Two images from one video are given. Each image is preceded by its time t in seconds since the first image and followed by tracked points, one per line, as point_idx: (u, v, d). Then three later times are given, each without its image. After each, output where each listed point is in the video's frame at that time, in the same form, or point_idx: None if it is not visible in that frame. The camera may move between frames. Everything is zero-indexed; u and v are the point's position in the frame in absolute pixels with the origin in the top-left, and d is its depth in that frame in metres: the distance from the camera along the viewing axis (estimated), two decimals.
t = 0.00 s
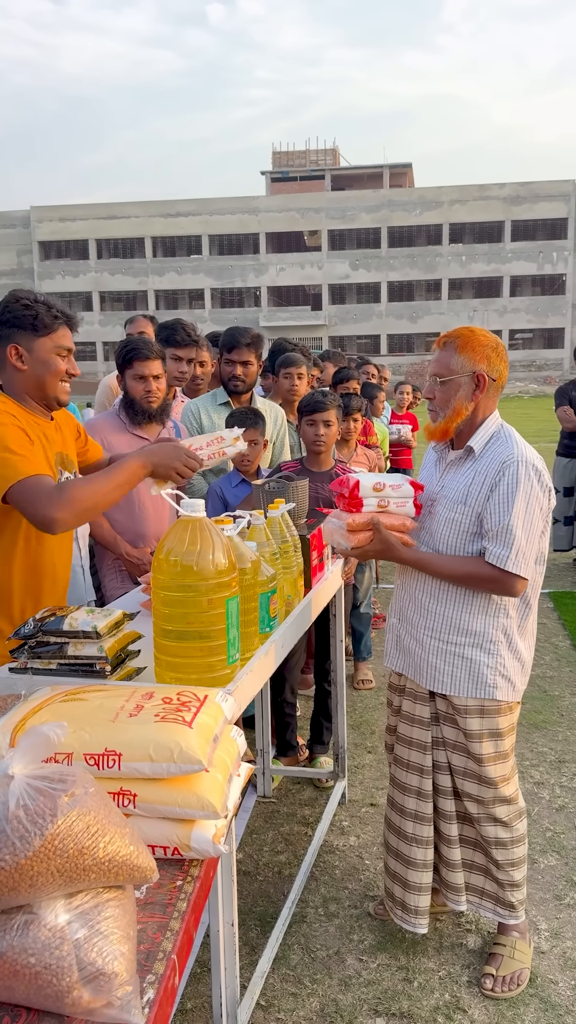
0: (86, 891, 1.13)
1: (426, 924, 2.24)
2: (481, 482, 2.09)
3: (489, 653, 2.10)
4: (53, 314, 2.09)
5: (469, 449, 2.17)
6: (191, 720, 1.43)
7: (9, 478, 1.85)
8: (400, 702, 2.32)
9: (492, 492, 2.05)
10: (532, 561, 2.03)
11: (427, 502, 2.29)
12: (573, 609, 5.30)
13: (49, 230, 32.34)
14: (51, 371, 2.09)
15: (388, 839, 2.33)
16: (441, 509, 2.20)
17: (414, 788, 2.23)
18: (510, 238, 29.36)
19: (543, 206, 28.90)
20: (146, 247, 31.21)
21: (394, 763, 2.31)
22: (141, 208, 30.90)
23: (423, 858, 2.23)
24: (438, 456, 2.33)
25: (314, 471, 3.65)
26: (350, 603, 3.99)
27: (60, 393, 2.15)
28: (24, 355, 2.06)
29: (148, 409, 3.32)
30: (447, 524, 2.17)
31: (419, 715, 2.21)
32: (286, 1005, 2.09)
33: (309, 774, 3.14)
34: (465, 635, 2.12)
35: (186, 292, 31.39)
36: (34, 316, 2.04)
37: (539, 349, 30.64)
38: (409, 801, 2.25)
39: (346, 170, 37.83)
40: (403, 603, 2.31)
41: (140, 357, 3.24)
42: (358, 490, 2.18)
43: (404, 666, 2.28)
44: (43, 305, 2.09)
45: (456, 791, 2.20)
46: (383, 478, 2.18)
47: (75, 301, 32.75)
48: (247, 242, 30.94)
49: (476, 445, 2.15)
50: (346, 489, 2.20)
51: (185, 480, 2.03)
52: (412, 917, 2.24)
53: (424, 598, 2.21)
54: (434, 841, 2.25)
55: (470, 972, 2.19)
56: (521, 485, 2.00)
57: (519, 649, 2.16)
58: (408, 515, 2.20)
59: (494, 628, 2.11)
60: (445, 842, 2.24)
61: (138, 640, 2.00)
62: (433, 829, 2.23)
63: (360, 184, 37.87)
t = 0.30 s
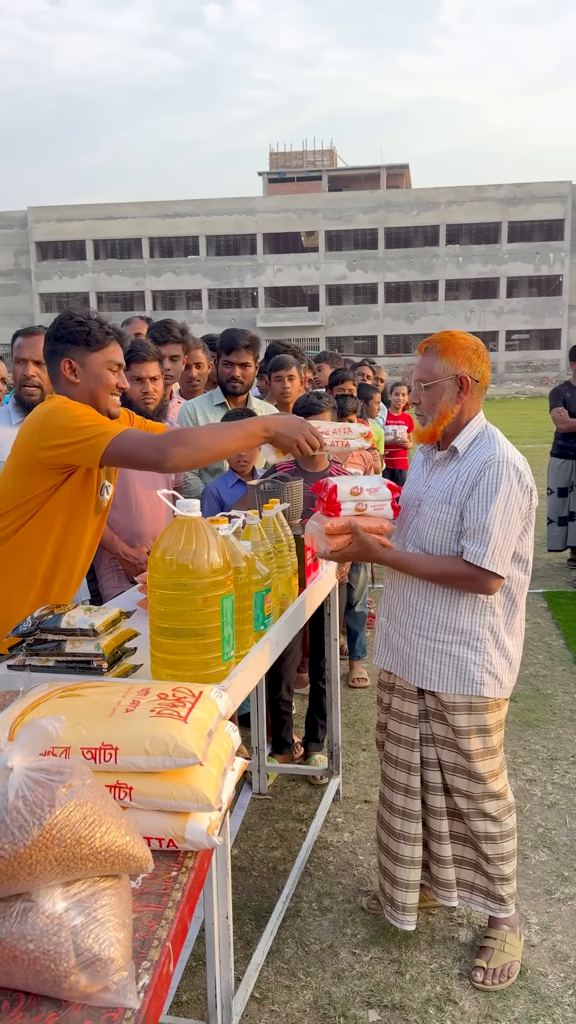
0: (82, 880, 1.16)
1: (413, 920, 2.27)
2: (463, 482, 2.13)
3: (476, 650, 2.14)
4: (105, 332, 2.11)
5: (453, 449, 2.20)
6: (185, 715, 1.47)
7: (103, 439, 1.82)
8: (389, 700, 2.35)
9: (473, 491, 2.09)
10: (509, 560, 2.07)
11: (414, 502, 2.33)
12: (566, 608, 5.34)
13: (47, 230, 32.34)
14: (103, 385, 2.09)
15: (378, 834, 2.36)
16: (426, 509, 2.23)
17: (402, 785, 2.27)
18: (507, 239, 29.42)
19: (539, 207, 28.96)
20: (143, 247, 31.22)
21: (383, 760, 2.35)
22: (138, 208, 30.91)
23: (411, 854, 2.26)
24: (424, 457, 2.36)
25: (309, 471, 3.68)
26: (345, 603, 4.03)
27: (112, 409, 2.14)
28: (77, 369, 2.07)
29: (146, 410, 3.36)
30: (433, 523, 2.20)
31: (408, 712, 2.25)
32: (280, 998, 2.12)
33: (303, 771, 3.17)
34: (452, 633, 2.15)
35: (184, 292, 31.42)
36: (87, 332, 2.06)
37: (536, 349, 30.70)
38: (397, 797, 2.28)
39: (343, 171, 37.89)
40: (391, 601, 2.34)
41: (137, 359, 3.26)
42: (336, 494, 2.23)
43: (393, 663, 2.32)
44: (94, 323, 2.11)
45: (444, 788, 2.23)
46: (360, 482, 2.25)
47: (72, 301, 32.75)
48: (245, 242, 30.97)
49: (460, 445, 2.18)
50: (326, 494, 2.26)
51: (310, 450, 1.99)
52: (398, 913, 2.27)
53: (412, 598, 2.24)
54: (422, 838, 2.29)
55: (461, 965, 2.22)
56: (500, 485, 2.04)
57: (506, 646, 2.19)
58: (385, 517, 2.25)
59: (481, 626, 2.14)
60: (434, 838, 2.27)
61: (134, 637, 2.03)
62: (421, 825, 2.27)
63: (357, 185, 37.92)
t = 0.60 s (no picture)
0: (85, 868, 1.20)
1: (404, 912, 2.31)
2: (449, 482, 2.17)
3: (466, 646, 2.18)
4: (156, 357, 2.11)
5: (437, 450, 2.25)
6: (184, 710, 1.51)
7: (150, 446, 1.84)
8: (381, 697, 2.39)
9: (458, 491, 2.14)
10: (497, 556, 2.11)
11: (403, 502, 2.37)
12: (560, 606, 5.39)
13: (43, 230, 32.34)
14: (144, 407, 2.10)
15: (371, 829, 2.40)
16: (413, 509, 2.28)
17: (394, 779, 2.31)
18: (503, 239, 29.48)
19: (535, 208, 29.02)
20: (139, 247, 31.23)
21: (375, 755, 2.39)
22: (135, 209, 30.92)
23: (402, 847, 2.31)
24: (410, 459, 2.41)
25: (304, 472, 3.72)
26: (341, 602, 4.07)
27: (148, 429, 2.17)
28: (122, 390, 2.08)
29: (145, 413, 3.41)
30: (420, 523, 2.25)
31: (400, 708, 2.29)
32: (277, 988, 2.16)
33: (299, 768, 3.21)
34: (442, 629, 2.20)
35: (180, 292, 31.45)
36: (135, 356, 2.06)
37: (532, 349, 30.77)
38: (389, 792, 2.33)
39: (340, 171, 37.96)
40: (382, 600, 2.39)
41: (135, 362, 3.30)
42: (331, 495, 2.23)
43: (385, 661, 2.36)
44: (145, 346, 2.11)
45: (435, 782, 2.28)
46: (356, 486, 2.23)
47: (69, 301, 32.76)
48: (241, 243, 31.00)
49: (444, 446, 2.23)
50: (322, 493, 2.25)
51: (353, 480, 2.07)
52: (391, 906, 2.31)
53: (402, 597, 2.28)
54: (413, 832, 2.33)
55: (454, 956, 2.27)
56: (485, 484, 2.08)
57: (495, 643, 2.23)
58: (380, 520, 2.26)
59: (470, 623, 2.19)
60: (425, 832, 2.31)
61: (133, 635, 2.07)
62: (412, 819, 2.31)
63: (353, 185, 37.98)
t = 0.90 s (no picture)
0: (89, 855, 1.24)
1: (401, 904, 2.35)
2: (444, 482, 2.21)
3: (462, 642, 2.22)
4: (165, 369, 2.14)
5: (429, 451, 2.30)
6: (184, 704, 1.55)
7: (149, 447, 1.87)
8: (377, 693, 2.43)
9: (456, 490, 2.18)
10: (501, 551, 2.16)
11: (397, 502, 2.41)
12: (555, 604, 5.44)
13: (40, 230, 32.34)
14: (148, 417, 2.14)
15: (367, 823, 2.44)
16: (408, 509, 2.31)
17: (390, 774, 2.35)
18: (500, 240, 29.54)
19: (532, 208, 29.07)
20: (137, 247, 31.25)
21: (371, 751, 2.43)
22: (132, 209, 30.94)
23: (399, 841, 2.34)
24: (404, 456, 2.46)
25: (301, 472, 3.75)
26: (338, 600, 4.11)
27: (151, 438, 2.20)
28: (127, 397, 2.12)
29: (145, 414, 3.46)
30: (417, 523, 2.29)
31: (396, 704, 2.33)
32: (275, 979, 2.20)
33: (297, 764, 3.25)
34: (438, 626, 2.24)
35: (177, 292, 31.48)
36: (143, 366, 2.09)
37: (529, 349, 30.84)
38: (385, 786, 2.36)
39: (337, 171, 38.00)
40: (378, 598, 2.42)
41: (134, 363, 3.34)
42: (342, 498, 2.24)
43: (381, 658, 2.40)
44: (155, 357, 2.14)
45: (430, 777, 2.32)
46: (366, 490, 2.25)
47: (66, 301, 32.77)
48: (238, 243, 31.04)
49: (436, 446, 2.28)
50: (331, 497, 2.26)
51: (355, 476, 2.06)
52: (388, 898, 2.36)
53: (398, 595, 2.32)
54: (410, 826, 2.37)
55: (449, 947, 2.31)
56: (483, 482, 2.12)
57: (490, 639, 2.27)
58: (389, 522, 2.29)
59: (464, 619, 2.23)
60: (421, 826, 2.36)
61: (134, 631, 2.11)
62: (408, 813, 2.35)
63: (350, 185, 38.02)
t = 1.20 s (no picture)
0: (88, 845, 1.26)
1: (397, 899, 2.38)
2: (445, 480, 2.23)
3: (457, 639, 2.24)
4: (129, 376, 1.91)
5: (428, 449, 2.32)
6: (182, 699, 1.57)
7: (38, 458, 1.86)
8: (374, 689, 2.45)
9: (457, 488, 2.20)
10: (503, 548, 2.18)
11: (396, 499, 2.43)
12: (551, 603, 5.46)
13: (37, 231, 32.33)
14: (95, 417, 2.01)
15: (364, 818, 2.47)
16: (409, 507, 2.33)
17: (387, 770, 2.38)
18: (497, 240, 29.58)
19: (529, 208, 29.11)
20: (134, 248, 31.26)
21: (368, 747, 2.45)
22: (129, 209, 30.94)
23: (395, 836, 2.37)
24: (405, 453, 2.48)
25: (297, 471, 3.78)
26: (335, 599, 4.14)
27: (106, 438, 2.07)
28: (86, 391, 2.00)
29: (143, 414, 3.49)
30: (417, 521, 2.31)
31: (392, 699, 2.36)
32: (272, 972, 2.22)
33: (294, 761, 3.28)
34: (434, 623, 2.26)
35: (175, 292, 31.47)
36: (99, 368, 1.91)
37: (526, 349, 30.88)
38: (382, 781, 2.39)
39: (334, 171, 38.05)
40: (376, 595, 2.45)
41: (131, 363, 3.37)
42: (346, 496, 2.34)
43: (378, 654, 2.42)
44: (124, 361, 1.91)
45: (426, 772, 2.35)
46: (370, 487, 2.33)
47: (64, 302, 32.77)
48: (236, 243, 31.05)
49: (435, 445, 2.30)
50: (336, 495, 2.37)
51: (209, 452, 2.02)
52: (384, 892, 2.38)
53: (396, 592, 2.34)
54: (406, 821, 2.39)
55: (444, 940, 2.33)
56: (484, 480, 2.15)
57: (486, 636, 2.30)
58: (391, 522, 2.35)
59: (461, 616, 2.25)
60: (418, 821, 2.38)
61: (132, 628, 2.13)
62: (404, 809, 2.37)
63: (348, 185, 38.08)
